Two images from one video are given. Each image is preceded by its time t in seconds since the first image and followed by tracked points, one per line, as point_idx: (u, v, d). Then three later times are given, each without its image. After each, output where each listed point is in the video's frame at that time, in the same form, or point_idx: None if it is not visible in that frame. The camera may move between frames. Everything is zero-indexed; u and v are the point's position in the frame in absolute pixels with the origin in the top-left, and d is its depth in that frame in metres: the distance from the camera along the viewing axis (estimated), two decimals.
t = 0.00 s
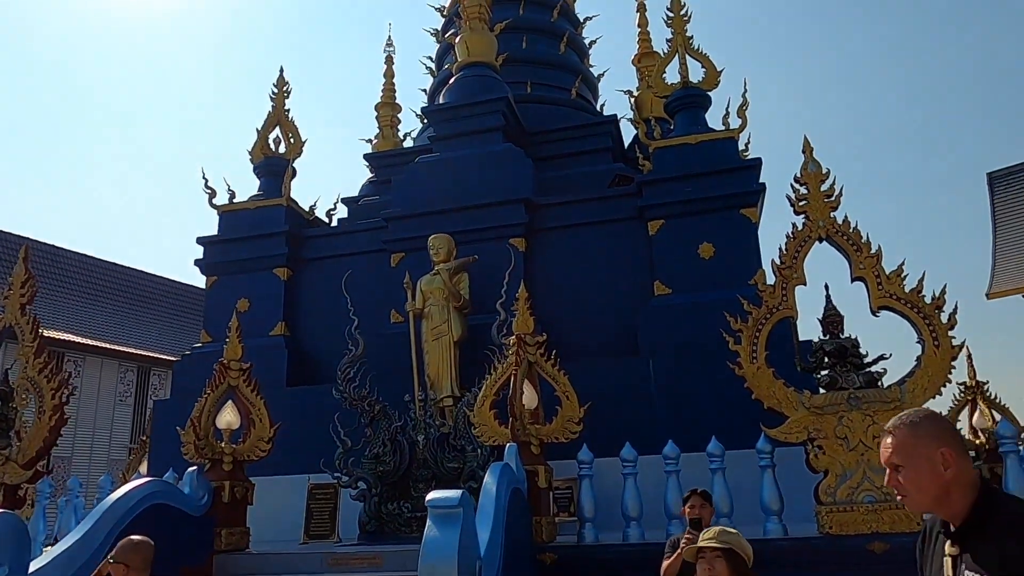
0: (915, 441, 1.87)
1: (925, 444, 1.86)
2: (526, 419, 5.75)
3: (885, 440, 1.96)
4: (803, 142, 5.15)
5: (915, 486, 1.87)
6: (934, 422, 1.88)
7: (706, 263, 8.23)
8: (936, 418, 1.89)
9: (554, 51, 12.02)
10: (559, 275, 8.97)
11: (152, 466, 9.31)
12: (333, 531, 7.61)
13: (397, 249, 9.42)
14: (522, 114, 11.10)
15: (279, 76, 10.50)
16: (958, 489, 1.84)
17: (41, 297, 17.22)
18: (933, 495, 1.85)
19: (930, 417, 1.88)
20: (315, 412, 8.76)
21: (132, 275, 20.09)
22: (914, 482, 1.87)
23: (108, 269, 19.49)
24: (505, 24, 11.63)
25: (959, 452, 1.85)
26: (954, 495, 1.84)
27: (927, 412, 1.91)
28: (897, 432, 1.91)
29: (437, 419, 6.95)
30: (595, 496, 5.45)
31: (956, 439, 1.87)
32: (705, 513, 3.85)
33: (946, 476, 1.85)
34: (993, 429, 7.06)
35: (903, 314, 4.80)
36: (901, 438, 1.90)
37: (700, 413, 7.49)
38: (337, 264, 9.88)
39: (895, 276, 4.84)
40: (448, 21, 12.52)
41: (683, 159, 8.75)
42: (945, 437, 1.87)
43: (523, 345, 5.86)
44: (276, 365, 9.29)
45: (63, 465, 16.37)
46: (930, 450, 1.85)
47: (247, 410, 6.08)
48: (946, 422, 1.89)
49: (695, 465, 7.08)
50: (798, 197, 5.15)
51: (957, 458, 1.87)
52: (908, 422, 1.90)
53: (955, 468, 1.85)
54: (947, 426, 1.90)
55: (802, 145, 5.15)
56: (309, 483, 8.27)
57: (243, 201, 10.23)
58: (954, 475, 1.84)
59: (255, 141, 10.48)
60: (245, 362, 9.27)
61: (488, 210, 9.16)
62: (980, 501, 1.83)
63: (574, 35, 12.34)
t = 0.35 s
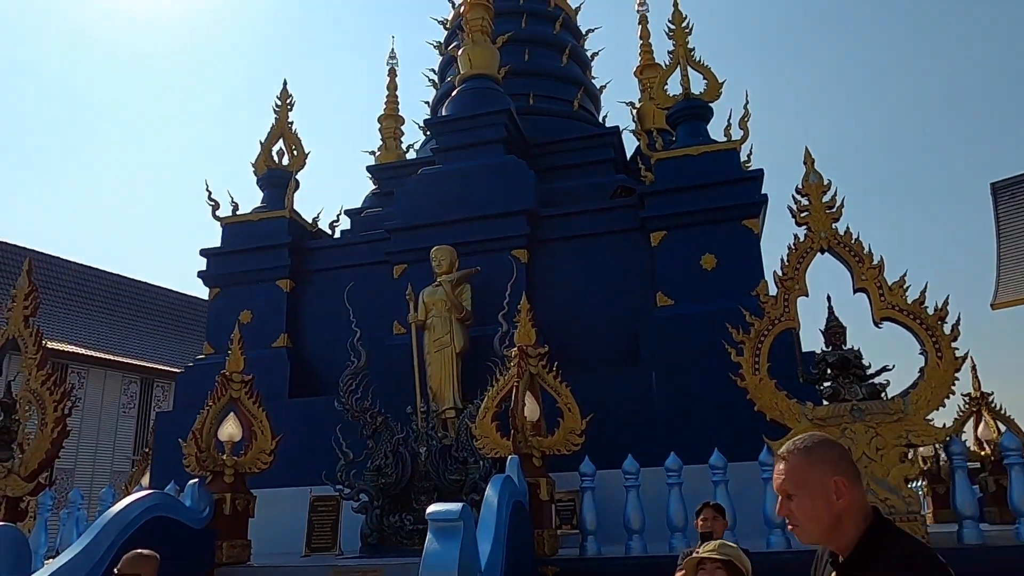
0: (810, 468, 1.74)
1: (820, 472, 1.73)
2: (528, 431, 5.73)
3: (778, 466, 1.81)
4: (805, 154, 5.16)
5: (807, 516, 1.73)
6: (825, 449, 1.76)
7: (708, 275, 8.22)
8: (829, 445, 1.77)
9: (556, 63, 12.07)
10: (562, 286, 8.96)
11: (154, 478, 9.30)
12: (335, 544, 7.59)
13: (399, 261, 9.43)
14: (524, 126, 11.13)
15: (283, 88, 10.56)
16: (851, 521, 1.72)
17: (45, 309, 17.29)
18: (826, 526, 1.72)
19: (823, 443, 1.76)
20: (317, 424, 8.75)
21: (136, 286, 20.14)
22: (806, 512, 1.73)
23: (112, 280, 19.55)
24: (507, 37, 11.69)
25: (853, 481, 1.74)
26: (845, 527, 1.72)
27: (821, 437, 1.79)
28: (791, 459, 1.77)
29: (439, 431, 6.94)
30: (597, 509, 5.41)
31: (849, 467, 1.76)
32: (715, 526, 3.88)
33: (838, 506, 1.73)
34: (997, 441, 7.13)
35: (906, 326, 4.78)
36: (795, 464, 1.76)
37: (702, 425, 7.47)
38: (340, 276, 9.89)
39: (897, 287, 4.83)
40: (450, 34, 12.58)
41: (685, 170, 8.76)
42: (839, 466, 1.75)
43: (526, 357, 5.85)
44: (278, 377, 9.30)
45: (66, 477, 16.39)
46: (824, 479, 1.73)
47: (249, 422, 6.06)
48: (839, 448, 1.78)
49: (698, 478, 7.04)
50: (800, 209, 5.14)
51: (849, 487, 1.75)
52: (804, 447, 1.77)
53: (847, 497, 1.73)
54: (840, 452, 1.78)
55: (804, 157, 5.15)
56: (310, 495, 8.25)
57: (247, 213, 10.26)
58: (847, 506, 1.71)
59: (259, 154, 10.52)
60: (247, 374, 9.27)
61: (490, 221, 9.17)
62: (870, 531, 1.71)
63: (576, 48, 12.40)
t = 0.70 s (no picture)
0: (674, 493, 1.79)
1: (683, 497, 1.78)
2: (529, 448, 5.71)
3: (650, 489, 1.87)
4: (805, 172, 5.16)
5: (671, 539, 1.79)
6: (695, 475, 1.80)
7: (710, 291, 8.22)
8: (699, 471, 1.81)
9: (558, 81, 12.14)
10: (563, 303, 8.96)
11: (154, 496, 9.27)
12: (335, 563, 7.54)
13: (401, 278, 9.44)
14: (526, 143, 11.18)
15: (286, 106, 10.63)
16: (714, 548, 1.75)
17: (47, 326, 17.32)
18: (687, 549, 1.76)
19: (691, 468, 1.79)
20: (318, 441, 8.72)
21: (138, 302, 20.17)
22: (671, 537, 1.78)
23: (115, 297, 19.58)
24: (509, 55, 11.77)
25: (715, 506, 1.78)
26: (710, 553, 1.76)
27: (693, 462, 1.82)
28: (660, 482, 1.83)
29: (440, 448, 6.92)
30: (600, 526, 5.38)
31: (718, 493, 1.80)
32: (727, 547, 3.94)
33: (701, 532, 1.77)
34: (1002, 458, 7.10)
35: (908, 343, 4.77)
36: (663, 489, 1.81)
37: (704, 442, 7.44)
38: (342, 292, 9.91)
39: (899, 304, 4.83)
40: (453, 52, 12.67)
41: (686, 187, 8.79)
42: (704, 492, 1.79)
43: (527, 374, 5.84)
44: (279, 394, 9.28)
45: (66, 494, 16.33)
46: (687, 504, 1.78)
47: (250, 439, 6.04)
48: (711, 474, 1.81)
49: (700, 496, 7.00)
50: (801, 226, 5.15)
51: (716, 514, 1.79)
52: (672, 472, 1.82)
53: (709, 523, 1.77)
54: (711, 478, 1.81)
55: (804, 175, 5.16)
56: (311, 513, 8.21)
57: (249, 229, 10.29)
58: (709, 531, 1.75)
59: (261, 171, 10.57)
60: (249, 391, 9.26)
61: (492, 238, 9.19)
62: (735, 557, 1.75)
63: (578, 66, 12.48)
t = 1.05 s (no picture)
0: (528, 521, 2.21)
1: (534, 524, 2.19)
2: (531, 468, 5.65)
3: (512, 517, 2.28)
4: (807, 191, 5.15)
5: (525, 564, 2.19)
6: (545, 504, 2.21)
7: (712, 310, 8.20)
8: (549, 500, 2.21)
9: (560, 100, 12.20)
10: (565, 322, 8.95)
11: (154, 515, 9.22)
12: None
13: (403, 296, 9.44)
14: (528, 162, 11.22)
15: (289, 125, 10.69)
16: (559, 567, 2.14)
17: (49, 344, 17.32)
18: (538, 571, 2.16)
19: (541, 499, 2.20)
20: (319, 460, 8.68)
21: (140, 320, 20.19)
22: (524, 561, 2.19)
23: (117, 315, 19.60)
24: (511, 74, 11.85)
25: (560, 532, 2.17)
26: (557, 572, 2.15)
27: (544, 492, 2.24)
28: (517, 511, 2.25)
29: (441, 469, 6.93)
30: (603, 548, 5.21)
31: (564, 520, 2.20)
32: (728, 569, 3.90)
33: (549, 556, 2.16)
34: (1008, 480, 7.03)
35: (911, 362, 4.74)
36: (518, 520, 2.24)
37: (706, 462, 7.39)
38: (343, 311, 9.90)
39: (902, 323, 4.80)
40: (455, 71, 12.76)
41: (688, 206, 8.79)
42: (551, 518, 2.20)
43: (528, 394, 5.80)
44: (280, 412, 9.25)
45: (66, 513, 16.27)
46: (537, 532, 2.18)
47: (250, 458, 5.97)
48: (560, 502, 2.22)
49: (703, 517, 6.95)
50: (803, 245, 5.13)
51: (560, 538, 2.18)
52: (527, 501, 2.24)
53: (555, 547, 2.17)
54: (559, 505, 2.23)
55: (806, 194, 5.15)
56: (311, 533, 8.16)
57: (251, 248, 10.31)
58: (553, 554, 2.15)
59: (264, 190, 10.61)
60: (249, 410, 9.23)
61: (494, 257, 9.19)
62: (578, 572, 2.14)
63: (580, 85, 12.55)
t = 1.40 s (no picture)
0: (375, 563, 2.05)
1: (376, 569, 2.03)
2: (533, 486, 5.59)
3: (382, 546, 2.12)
4: (810, 208, 5.14)
5: None
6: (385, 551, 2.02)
7: (715, 327, 8.17)
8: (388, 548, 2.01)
9: (562, 117, 12.25)
10: (568, 339, 8.92)
11: (154, 533, 9.16)
12: None
13: (405, 313, 9.43)
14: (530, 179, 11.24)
15: (292, 143, 10.73)
16: None
17: (51, 361, 17.31)
18: None
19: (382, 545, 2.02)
20: (321, 478, 8.63)
21: (143, 337, 20.19)
22: None
23: (119, 331, 19.61)
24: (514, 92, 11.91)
25: None
26: None
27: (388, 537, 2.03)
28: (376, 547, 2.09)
29: (444, 487, 6.88)
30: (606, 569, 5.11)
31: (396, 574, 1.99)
32: None
33: None
34: (1016, 498, 6.95)
35: (916, 380, 4.71)
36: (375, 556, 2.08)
37: (711, 481, 7.34)
38: (346, 328, 9.89)
39: (907, 340, 4.77)
40: (458, 89, 12.83)
41: (691, 223, 8.79)
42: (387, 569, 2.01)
43: (531, 412, 5.77)
44: (282, 430, 9.22)
45: (66, 531, 16.19)
46: None
47: (251, 476, 5.94)
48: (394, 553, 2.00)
49: (707, 536, 6.89)
50: (806, 261, 5.12)
51: None
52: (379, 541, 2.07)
53: None
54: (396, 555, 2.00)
55: (809, 211, 5.13)
56: (312, 552, 8.10)
57: (254, 265, 10.32)
58: None
59: (267, 207, 10.64)
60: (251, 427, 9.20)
61: (497, 274, 9.18)
62: None
63: (582, 102, 12.60)
